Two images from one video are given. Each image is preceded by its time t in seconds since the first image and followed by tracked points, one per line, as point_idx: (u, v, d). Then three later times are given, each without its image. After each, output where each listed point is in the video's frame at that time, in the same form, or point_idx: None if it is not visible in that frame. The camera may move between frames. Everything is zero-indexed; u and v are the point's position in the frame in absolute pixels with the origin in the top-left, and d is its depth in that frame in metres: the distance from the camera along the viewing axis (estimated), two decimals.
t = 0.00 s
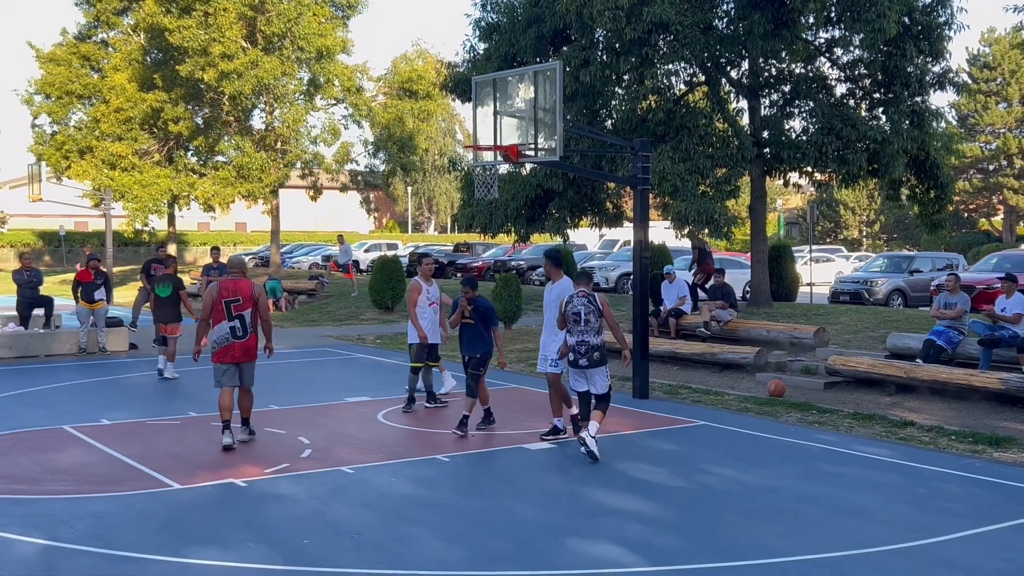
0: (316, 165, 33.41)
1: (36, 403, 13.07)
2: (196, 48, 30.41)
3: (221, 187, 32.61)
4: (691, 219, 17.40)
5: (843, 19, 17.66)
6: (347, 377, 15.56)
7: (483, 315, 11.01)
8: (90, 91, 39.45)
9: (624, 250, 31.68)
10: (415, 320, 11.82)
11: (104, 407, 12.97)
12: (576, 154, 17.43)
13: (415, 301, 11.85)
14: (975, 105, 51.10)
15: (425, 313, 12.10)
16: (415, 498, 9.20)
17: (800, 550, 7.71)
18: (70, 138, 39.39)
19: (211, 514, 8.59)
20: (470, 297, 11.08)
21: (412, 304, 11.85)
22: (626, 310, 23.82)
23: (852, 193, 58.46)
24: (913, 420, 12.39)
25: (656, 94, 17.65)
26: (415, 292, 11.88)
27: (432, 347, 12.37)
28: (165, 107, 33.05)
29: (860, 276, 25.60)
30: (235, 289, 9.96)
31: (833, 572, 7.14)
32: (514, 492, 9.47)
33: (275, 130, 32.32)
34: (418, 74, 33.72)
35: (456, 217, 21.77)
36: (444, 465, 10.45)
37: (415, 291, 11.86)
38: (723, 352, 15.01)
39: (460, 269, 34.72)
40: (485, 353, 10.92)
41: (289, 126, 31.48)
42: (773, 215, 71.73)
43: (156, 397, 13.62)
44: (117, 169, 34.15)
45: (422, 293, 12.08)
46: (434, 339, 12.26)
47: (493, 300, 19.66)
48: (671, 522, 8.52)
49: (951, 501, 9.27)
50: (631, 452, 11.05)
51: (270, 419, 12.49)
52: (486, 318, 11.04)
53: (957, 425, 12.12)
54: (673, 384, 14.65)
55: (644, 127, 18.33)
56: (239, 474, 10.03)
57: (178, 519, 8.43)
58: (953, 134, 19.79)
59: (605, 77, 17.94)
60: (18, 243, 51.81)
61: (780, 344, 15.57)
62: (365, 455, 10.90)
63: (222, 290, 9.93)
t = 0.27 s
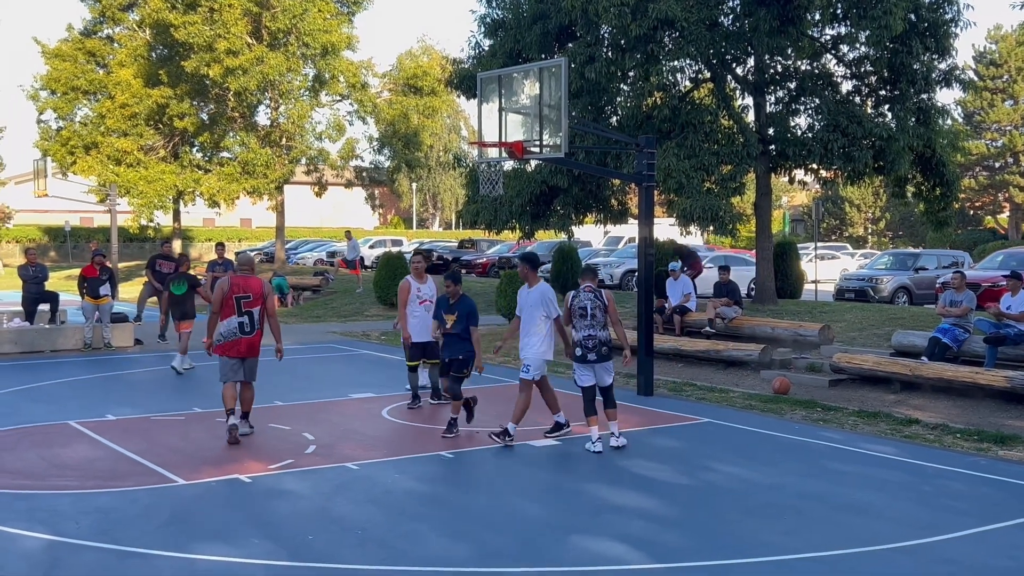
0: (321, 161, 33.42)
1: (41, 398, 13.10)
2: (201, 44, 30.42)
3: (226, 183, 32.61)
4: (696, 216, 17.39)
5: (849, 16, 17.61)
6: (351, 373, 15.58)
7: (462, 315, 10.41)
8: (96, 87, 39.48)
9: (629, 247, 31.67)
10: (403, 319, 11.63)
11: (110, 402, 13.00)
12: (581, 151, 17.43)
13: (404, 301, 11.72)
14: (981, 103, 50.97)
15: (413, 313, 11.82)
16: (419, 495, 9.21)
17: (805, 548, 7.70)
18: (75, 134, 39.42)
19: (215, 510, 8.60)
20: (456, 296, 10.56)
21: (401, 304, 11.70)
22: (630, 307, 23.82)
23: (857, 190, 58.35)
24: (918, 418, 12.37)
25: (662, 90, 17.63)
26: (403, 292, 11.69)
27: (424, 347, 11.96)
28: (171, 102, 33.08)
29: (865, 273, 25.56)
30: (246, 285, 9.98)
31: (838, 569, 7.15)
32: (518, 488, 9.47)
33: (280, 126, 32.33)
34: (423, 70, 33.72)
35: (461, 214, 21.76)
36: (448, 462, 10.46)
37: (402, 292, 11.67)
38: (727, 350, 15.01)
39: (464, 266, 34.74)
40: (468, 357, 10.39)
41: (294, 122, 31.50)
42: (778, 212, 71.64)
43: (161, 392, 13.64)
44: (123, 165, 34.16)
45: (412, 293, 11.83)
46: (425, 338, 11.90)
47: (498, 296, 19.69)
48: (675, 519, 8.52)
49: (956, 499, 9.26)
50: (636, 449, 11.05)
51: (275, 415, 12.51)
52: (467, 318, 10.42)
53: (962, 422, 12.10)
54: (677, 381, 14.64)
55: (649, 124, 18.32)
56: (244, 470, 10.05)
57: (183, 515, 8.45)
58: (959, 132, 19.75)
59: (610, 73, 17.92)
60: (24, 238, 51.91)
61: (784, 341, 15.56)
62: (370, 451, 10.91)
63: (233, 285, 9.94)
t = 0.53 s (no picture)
0: (328, 157, 33.42)
1: (48, 393, 13.12)
2: (208, 40, 30.44)
3: (233, 178, 32.64)
4: (703, 214, 17.35)
5: (857, 13, 17.53)
6: (358, 369, 15.58)
7: (444, 312, 9.92)
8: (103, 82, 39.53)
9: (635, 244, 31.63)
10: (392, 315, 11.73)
11: (116, 397, 13.02)
12: (588, 147, 17.42)
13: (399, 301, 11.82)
14: (989, 100, 50.78)
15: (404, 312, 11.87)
16: (426, 491, 9.20)
17: (811, 546, 7.68)
18: (83, 129, 39.48)
19: (221, 506, 8.61)
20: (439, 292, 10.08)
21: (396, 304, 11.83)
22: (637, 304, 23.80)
23: (865, 187, 58.18)
24: (926, 416, 12.33)
25: (669, 87, 17.60)
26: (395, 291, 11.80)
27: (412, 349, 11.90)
28: (178, 98, 33.12)
29: (873, 271, 25.47)
30: (255, 277, 9.99)
31: (843, 568, 7.13)
32: (525, 485, 9.46)
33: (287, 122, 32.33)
34: (430, 66, 33.69)
35: (468, 210, 21.75)
36: (454, 458, 10.46)
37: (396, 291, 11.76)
38: (734, 347, 14.97)
39: (471, 262, 34.73)
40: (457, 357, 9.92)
41: (301, 118, 31.51)
42: (785, 209, 71.49)
43: (168, 388, 13.66)
44: (130, 161, 34.19)
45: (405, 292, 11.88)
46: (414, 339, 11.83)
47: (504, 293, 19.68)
48: (681, 517, 8.51)
49: (964, 498, 9.22)
50: (643, 447, 11.03)
51: (281, 411, 12.52)
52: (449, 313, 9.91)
53: (969, 421, 12.06)
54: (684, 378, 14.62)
55: (656, 121, 18.30)
56: (250, 466, 10.05)
57: (189, 510, 8.46)
58: (967, 129, 19.67)
59: (617, 70, 17.89)
60: (31, 233, 52.03)
61: (791, 338, 15.52)
62: (376, 447, 10.91)
63: (242, 277, 9.95)
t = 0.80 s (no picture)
0: (336, 153, 33.43)
1: (56, 389, 13.17)
2: (216, 36, 30.48)
3: (241, 175, 32.67)
4: (711, 210, 17.32)
5: (866, 10, 17.48)
6: (365, 366, 15.60)
7: (425, 311, 9.50)
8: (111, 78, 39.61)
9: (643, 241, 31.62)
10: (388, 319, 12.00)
11: (125, 393, 13.06)
12: (596, 144, 17.40)
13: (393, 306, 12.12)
14: (998, 97, 50.59)
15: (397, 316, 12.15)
16: (432, 488, 9.21)
17: (819, 544, 7.67)
18: (91, 125, 39.57)
19: (229, 502, 8.63)
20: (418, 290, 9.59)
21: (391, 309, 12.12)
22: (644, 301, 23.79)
23: (873, 184, 58.03)
24: (933, 414, 12.30)
25: (677, 84, 17.57)
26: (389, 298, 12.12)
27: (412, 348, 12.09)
28: (187, 94, 33.18)
29: (881, 268, 25.42)
30: (259, 276, 9.97)
31: (852, 566, 7.11)
32: (532, 482, 9.47)
33: (295, 118, 32.36)
34: (438, 63, 33.70)
35: (475, 207, 21.74)
36: (461, 455, 10.46)
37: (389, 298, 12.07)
38: (741, 345, 14.95)
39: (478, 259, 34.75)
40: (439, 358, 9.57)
41: (309, 114, 31.54)
42: (793, 207, 71.38)
43: (176, 383, 13.69)
44: (138, 156, 34.24)
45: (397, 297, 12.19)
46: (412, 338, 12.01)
47: (511, 290, 19.70)
48: (689, 514, 8.50)
49: (972, 496, 9.20)
50: (649, 443, 11.03)
51: (289, 407, 12.54)
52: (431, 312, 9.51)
53: (977, 419, 12.03)
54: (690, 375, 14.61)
55: (664, 117, 18.30)
56: (258, 461, 10.08)
57: (197, 506, 8.49)
58: (977, 126, 19.61)
59: (625, 66, 17.85)
60: (39, 228, 52.18)
61: (798, 336, 15.50)
62: (383, 443, 10.92)
63: (247, 277, 9.95)
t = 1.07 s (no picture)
0: (344, 150, 33.45)
1: (65, 384, 13.22)
2: (224, 32, 30.54)
3: (249, 171, 32.74)
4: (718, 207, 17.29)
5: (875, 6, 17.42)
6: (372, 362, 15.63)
7: (416, 313, 9.33)
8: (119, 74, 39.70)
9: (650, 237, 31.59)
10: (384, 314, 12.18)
11: (133, 388, 13.11)
12: (604, 141, 17.38)
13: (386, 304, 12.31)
14: (1008, 94, 50.41)
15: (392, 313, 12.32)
16: (440, 484, 9.23)
17: (827, 541, 7.67)
18: (100, 121, 39.68)
19: (237, 497, 8.66)
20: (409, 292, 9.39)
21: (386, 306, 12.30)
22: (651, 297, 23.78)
23: (882, 181, 57.87)
24: (942, 412, 12.27)
25: (685, 80, 17.54)
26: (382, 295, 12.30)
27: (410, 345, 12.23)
28: (195, 90, 33.25)
29: (889, 266, 25.35)
30: (263, 270, 9.95)
31: (859, 564, 7.11)
32: (538, 478, 9.48)
33: (303, 115, 32.40)
34: (446, 59, 33.69)
35: (483, 203, 21.75)
36: (469, 451, 10.47)
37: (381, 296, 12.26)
38: (748, 341, 14.92)
39: (486, 255, 34.77)
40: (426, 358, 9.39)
41: (317, 111, 31.58)
42: (801, 203, 71.24)
43: (184, 379, 13.73)
44: (147, 153, 34.31)
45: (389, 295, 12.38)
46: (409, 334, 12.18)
47: (519, 286, 19.71)
48: (696, 511, 8.50)
49: (980, 494, 9.19)
50: (657, 440, 11.03)
51: (296, 402, 12.57)
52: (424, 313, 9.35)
53: (985, 417, 12.00)
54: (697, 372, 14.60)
55: (672, 114, 18.27)
56: (265, 457, 10.10)
57: (205, 501, 8.52)
58: (986, 123, 19.54)
59: (633, 63, 17.83)
60: (48, 224, 52.36)
61: (806, 333, 15.47)
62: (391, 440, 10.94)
63: (250, 271, 9.93)
